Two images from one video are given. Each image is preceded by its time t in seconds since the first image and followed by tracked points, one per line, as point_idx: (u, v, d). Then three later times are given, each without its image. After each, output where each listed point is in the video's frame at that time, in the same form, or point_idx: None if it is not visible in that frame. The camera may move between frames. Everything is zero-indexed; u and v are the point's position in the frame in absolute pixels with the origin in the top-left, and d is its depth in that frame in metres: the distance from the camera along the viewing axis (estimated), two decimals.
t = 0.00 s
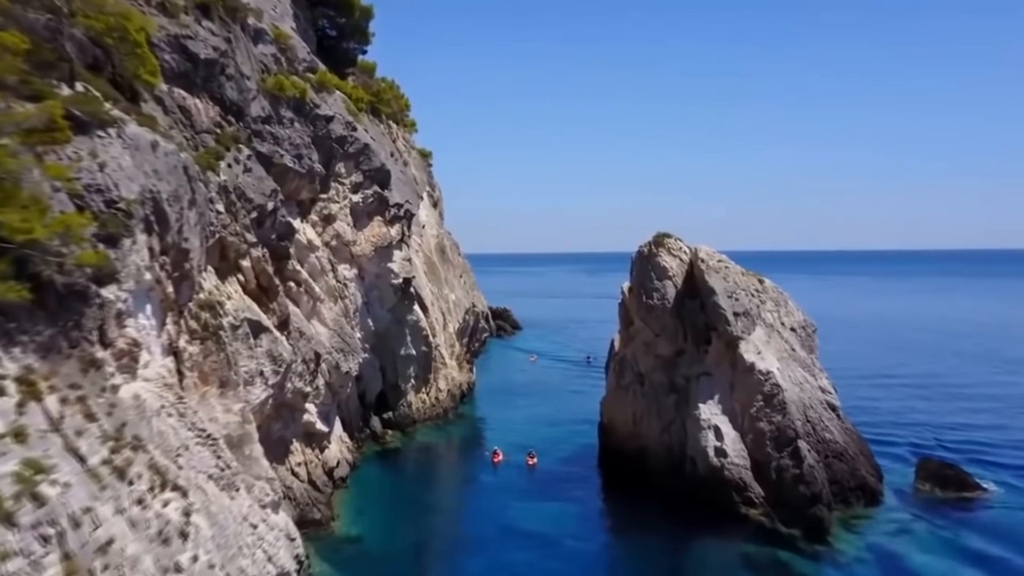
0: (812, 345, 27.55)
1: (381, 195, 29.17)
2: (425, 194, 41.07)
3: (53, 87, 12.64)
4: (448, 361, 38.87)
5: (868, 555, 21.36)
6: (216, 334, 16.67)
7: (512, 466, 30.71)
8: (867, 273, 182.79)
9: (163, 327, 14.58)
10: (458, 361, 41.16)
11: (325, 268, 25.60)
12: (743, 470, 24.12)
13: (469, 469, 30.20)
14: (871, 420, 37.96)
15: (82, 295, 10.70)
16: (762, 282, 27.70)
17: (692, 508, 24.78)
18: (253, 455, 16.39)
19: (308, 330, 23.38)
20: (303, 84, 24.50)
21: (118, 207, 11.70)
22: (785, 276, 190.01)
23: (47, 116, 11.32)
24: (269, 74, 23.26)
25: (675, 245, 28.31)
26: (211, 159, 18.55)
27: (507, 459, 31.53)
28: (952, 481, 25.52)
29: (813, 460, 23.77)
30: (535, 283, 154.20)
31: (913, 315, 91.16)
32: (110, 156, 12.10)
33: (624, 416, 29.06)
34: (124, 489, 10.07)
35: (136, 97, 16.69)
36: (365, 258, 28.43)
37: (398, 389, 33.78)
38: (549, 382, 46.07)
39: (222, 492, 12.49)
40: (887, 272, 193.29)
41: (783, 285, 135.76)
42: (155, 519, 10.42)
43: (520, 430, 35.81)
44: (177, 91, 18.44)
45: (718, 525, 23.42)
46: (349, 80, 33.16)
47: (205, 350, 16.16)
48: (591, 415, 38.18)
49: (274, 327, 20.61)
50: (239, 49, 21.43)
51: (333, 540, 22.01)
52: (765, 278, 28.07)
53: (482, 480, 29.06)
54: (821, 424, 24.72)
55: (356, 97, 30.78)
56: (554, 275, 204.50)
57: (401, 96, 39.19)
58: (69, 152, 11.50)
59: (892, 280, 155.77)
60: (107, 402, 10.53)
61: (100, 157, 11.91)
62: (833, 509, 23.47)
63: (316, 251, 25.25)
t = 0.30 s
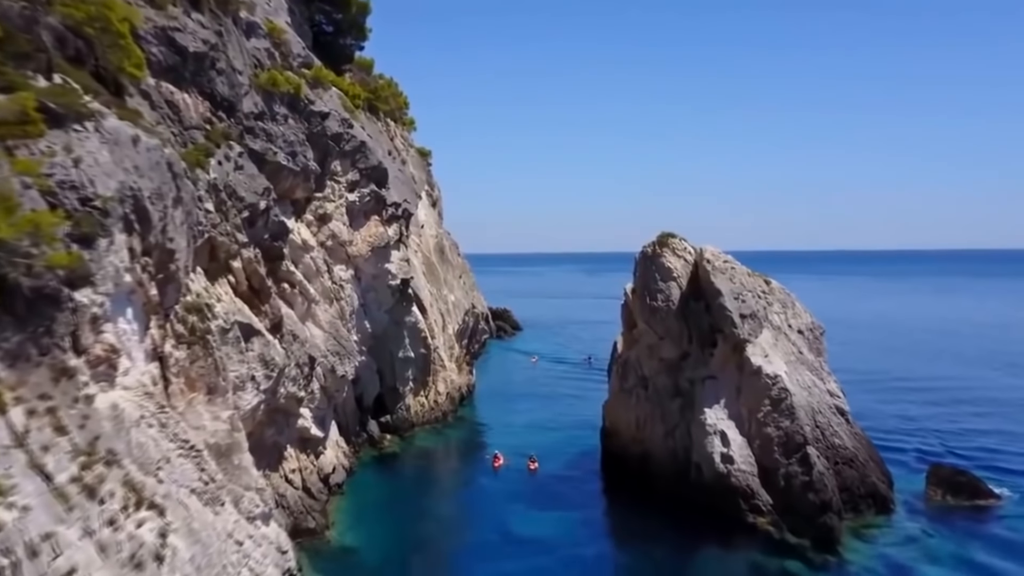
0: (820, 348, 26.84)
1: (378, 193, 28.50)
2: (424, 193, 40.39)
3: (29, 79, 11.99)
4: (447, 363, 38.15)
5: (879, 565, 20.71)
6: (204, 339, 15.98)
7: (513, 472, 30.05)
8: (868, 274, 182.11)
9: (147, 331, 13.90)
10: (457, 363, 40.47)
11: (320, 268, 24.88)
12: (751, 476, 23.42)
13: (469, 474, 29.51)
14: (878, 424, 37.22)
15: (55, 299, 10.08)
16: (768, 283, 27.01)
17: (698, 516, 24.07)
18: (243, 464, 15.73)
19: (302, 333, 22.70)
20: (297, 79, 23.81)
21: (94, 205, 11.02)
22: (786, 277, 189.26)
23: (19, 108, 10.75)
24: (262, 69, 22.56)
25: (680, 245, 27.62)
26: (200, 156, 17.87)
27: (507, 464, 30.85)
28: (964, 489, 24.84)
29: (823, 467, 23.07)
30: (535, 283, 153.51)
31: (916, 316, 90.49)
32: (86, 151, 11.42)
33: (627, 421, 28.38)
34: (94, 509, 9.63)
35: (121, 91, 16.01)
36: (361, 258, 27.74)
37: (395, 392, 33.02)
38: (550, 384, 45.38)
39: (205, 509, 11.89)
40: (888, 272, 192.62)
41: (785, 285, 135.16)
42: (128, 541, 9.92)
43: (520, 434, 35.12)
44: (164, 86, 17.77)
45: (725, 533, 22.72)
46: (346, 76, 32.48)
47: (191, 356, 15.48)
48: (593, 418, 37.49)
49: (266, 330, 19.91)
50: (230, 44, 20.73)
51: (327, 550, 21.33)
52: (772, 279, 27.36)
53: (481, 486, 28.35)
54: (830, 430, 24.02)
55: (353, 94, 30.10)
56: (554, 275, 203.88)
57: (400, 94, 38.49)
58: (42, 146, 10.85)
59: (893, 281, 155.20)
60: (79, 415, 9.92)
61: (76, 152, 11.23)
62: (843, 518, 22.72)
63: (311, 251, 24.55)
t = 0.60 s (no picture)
0: (829, 351, 26.13)
1: (374, 192, 27.82)
2: (422, 192, 39.68)
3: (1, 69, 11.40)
4: (446, 366, 37.46)
5: None
6: (190, 344, 15.28)
7: (513, 477, 29.35)
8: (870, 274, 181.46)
9: (129, 336, 13.22)
10: (456, 365, 39.78)
11: (315, 269, 24.16)
12: (759, 484, 22.73)
13: (469, 480, 28.80)
14: (886, 429, 36.50)
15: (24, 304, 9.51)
16: (775, 285, 26.31)
17: (704, 524, 23.39)
18: (231, 474, 15.06)
19: (296, 336, 22.00)
20: (291, 75, 23.12)
21: (66, 203, 10.43)
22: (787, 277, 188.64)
23: None
24: (255, 64, 21.87)
25: (685, 245, 26.94)
26: (188, 153, 17.19)
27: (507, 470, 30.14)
28: (978, 497, 24.12)
29: (833, 475, 22.37)
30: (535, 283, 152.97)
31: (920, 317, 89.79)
32: (59, 146, 10.83)
33: (630, 426, 27.71)
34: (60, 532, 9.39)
35: (104, 85, 15.33)
36: (358, 259, 27.04)
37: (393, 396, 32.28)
38: (551, 387, 44.70)
39: (186, 526, 11.33)
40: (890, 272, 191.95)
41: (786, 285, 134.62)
42: (95, 568, 9.69)
43: (521, 438, 34.42)
44: (151, 80, 17.10)
45: (732, 542, 22.02)
46: (343, 72, 31.77)
47: (177, 361, 14.78)
48: (595, 422, 36.79)
49: (257, 334, 19.20)
50: (222, 37, 20.04)
51: (322, 560, 20.65)
52: (779, 280, 26.65)
53: (481, 492, 27.66)
54: (840, 436, 23.33)
55: (349, 91, 29.39)
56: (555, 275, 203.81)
57: (398, 91, 37.82)
58: (11, 140, 10.33)
59: (894, 281, 154.60)
60: (47, 429, 9.55)
61: (47, 147, 10.65)
62: (854, 527, 22.02)
63: (306, 251, 23.85)
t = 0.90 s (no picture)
0: (837, 354, 25.44)
1: (371, 191, 27.13)
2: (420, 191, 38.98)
3: None
4: (445, 368, 36.77)
5: None
6: (175, 349, 14.54)
7: (513, 483, 28.65)
8: (871, 274, 180.83)
9: (108, 341, 12.54)
10: (456, 368, 39.07)
11: (309, 270, 23.44)
12: (767, 492, 22.05)
13: (468, 487, 28.11)
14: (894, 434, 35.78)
15: None
16: (782, 286, 25.62)
17: (711, 532, 22.68)
18: (218, 485, 14.38)
19: (290, 340, 21.31)
20: (285, 70, 22.40)
21: (33, 200, 10.04)
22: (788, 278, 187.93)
23: None
24: (247, 58, 21.17)
25: (689, 245, 26.28)
26: (175, 150, 16.49)
27: (507, 475, 29.42)
28: (993, 504, 23.44)
29: (844, 482, 21.68)
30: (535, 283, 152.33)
31: (924, 318, 89.10)
32: (27, 140, 10.40)
33: (634, 431, 27.04)
34: (19, 559, 8.93)
35: (87, 78, 14.68)
36: (354, 259, 26.33)
37: (390, 400, 31.53)
38: (552, 389, 44.01)
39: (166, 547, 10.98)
40: (891, 272, 191.28)
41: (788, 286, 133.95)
42: None
43: (522, 442, 33.73)
44: (137, 73, 16.44)
45: (739, 552, 21.34)
46: (339, 69, 31.04)
47: (161, 368, 14.07)
48: (597, 426, 36.11)
49: (249, 338, 18.49)
50: (212, 29, 19.35)
51: (316, 571, 19.97)
52: (785, 281, 25.95)
53: (480, 499, 26.97)
54: (850, 442, 22.65)
55: (345, 87, 28.67)
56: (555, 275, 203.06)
57: (396, 89, 37.15)
58: None
59: (896, 282, 154.06)
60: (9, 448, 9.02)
61: (14, 140, 10.21)
62: (866, 537, 21.28)
63: (301, 252, 23.13)
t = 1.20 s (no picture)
0: (846, 358, 24.75)
1: (367, 190, 26.46)
2: (419, 190, 38.31)
3: None
4: (444, 371, 36.11)
5: None
6: (159, 355, 13.73)
7: (513, 489, 27.96)
8: (872, 274, 180.05)
9: (86, 347, 11.92)
10: (455, 370, 38.38)
11: (303, 271, 22.74)
12: (775, 499, 21.36)
13: (467, 492, 27.43)
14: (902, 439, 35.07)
15: None
16: (789, 287, 24.94)
17: (717, 541, 21.99)
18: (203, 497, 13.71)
19: (283, 343, 20.62)
20: (278, 65, 21.71)
21: None
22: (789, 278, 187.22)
23: None
24: (239, 52, 20.48)
25: (694, 245, 25.65)
26: (161, 146, 15.83)
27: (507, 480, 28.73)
28: (1008, 512, 22.76)
29: (855, 490, 21.00)
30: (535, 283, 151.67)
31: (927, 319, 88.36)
32: None
33: (638, 436, 26.36)
34: None
35: (65, 70, 14.06)
36: (350, 260, 25.64)
37: (388, 403, 30.83)
38: (553, 392, 43.35)
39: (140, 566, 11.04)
40: (892, 272, 190.55)
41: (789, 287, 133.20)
42: None
43: (522, 447, 33.03)
44: (121, 67, 15.80)
45: (745, 561, 20.67)
46: (334, 64, 30.33)
47: (144, 374, 13.38)
48: (600, 429, 35.42)
49: (239, 342, 17.78)
50: (202, 21, 18.65)
51: None
52: (793, 283, 25.26)
53: (479, 505, 26.27)
54: (860, 448, 21.97)
55: (341, 83, 27.97)
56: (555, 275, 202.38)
57: (394, 86, 36.45)
58: None
59: (897, 282, 153.44)
60: None
61: None
62: (878, 546, 20.57)
63: (294, 252, 22.44)
